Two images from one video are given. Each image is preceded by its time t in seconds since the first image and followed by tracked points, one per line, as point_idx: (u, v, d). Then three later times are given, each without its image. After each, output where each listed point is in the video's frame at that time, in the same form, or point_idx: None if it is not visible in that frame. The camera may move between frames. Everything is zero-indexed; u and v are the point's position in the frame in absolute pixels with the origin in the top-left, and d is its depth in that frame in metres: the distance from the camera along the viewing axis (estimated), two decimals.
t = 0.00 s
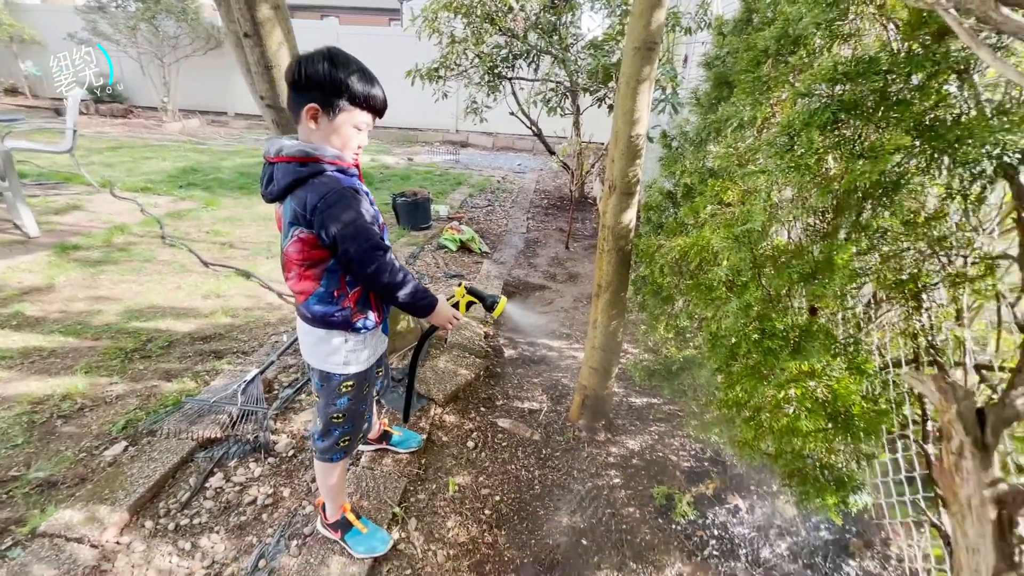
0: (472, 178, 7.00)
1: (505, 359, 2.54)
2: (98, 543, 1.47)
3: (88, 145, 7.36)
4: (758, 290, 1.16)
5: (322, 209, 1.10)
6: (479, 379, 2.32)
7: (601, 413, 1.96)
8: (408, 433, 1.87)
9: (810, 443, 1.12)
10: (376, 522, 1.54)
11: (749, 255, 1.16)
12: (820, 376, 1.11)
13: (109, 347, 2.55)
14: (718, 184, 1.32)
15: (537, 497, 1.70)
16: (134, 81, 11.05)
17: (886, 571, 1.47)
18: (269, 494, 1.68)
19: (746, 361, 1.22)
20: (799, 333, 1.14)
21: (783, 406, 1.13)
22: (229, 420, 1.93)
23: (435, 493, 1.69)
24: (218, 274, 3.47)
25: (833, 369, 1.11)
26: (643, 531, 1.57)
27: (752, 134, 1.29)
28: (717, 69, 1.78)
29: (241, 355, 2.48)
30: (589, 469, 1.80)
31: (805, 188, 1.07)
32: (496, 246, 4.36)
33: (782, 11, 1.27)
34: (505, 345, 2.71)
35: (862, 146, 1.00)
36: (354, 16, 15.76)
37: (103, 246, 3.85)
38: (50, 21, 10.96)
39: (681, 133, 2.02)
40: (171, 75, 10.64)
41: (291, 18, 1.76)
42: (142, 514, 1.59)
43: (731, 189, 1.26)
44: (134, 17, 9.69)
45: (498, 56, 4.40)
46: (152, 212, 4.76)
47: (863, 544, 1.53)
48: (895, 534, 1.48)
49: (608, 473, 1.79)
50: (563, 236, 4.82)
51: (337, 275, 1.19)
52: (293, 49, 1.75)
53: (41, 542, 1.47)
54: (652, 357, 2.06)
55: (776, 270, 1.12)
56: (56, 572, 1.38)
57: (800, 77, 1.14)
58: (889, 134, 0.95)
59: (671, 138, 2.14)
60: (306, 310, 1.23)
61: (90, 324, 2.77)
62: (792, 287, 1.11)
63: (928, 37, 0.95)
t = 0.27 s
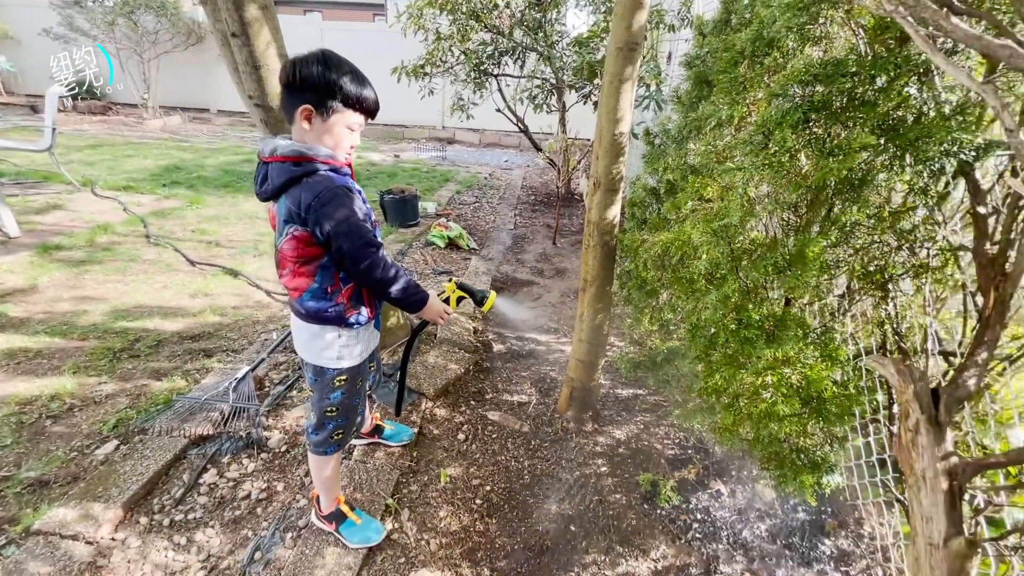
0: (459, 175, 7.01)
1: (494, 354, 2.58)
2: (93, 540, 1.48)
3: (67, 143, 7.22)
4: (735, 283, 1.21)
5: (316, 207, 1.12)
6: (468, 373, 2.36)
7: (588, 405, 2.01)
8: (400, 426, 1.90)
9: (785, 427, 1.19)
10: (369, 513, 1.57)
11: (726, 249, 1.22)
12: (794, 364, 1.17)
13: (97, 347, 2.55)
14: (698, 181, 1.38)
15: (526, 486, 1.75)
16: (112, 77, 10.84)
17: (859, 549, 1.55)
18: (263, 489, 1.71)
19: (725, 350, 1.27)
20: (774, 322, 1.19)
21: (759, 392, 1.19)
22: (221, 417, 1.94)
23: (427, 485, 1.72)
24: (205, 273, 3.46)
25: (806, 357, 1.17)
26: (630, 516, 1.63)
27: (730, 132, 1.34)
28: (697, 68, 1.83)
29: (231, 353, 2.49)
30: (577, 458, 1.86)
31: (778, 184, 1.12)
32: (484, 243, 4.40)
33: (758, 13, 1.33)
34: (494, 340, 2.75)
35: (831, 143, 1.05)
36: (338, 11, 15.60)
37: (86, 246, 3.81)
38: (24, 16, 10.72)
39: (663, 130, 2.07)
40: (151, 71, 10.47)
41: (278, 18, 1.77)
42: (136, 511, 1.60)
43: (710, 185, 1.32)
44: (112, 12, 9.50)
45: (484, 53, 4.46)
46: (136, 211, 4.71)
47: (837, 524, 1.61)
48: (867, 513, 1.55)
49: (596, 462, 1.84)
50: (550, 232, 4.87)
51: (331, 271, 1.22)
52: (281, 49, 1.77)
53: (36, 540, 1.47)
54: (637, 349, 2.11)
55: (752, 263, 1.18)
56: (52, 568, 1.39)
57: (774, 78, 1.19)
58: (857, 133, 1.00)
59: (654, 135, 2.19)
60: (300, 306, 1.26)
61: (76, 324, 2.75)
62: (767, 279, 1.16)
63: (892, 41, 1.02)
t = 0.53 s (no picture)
0: (453, 171, 7.01)
1: (488, 348, 2.60)
2: (89, 533, 1.49)
3: (55, 138, 7.14)
4: (725, 276, 1.24)
5: (313, 201, 1.13)
6: (463, 367, 2.38)
7: (582, 398, 2.03)
8: (395, 420, 1.92)
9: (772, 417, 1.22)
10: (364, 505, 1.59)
11: (716, 243, 1.24)
12: (782, 354, 1.20)
13: (89, 342, 2.54)
14: (689, 176, 1.40)
15: (520, 478, 1.77)
16: (105, 73, 10.69)
17: (845, 536, 1.59)
18: (258, 482, 1.72)
19: (716, 342, 1.31)
20: (763, 315, 1.22)
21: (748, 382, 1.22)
22: (216, 411, 1.94)
23: (422, 477, 1.74)
24: (198, 268, 3.45)
25: (794, 348, 1.20)
26: (622, 506, 1.66)
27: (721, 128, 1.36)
28: (689, 64, 1.85)
29: (225, 349, 2.49)
30: (570, 450, 1.88)
31: (767, 179, 1.15)
32: (478, 238, 4.41)
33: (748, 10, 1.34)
34: (488, 334, 2.77)
35: (818, 139, 1.08)
36: (330, 4, 15.46)
37: (77, 242, 3.78)
38: (11, 8, 10.56)
39: (656, 126, 2.09)
40: (140, 65, 10.35)
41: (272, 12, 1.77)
42: (132, 504, 1.61)
43: (701, 180, 1.35)
44: (100, 4, 9.38)
45: (478, 48, 4.45)
46: (127, 206, 4.68)
47: (824, 512, 1.64)
48: (853, 501, 1.59)
49: (589, 453, 1.87)
50: (544, 228, 4.89)
51: (328, 265, 1.23)
52: (274, 43, 1.77)
53: (31, 533, 1.48)
54: (629, 343, 2.14)
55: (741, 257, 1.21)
56: (48, 561, 1.40)
57: (764, 75, 1.21)
58: (843, 129, 1.03)
59: (647, 131, 2.22)
60: (296, 299, 1.27)
61: (68, 320, 2.74)
62: (756, 272, 1.19)
63: (878, 38, 1.04)
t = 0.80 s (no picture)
0: (452, 168, 7.01)
1: (486, 344, 2.60)
2: (86, 526, 1.49)
3: (52, 133, 7.11)
4: (723, 270, 1.24)
5: (312, 193, 1.13)
6: (461, 363, 2.38)
7: (580, 393, 2.03)
8: (393, 414, 1.92)
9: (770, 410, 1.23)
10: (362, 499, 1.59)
11: (714, 237, 1.25)
12: (779, 348, 1.20)
13: (87, 337, 2.53)
14: (687, 171, 1.41)
15: (518, 472, 1.78)
16: (105, 73, 10.60)
17: (841, 531, 1.59)
18: (256, 476, 1.72)
19: (713, 336, 1.31)
20: (760, 309, 1.22)
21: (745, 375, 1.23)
22: (214, 405, 1.94)
23: (420, 471, 1.75)
24: (195, 264, 3.45)
25: (791, 342, 1.20)
26: (619, 501, 1.66)
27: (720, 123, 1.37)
28: (688, 60, 1.85)
29: (223, 344, 2.49)
30: (568, 445, 1.89)
31: (765, 173, 1.15)
32: (477, 235, 4.41)
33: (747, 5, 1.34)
34: (486, 330, 2.77)
35: (816, 133, 1.08)
36: (329, 2, 15.40)
37: (74, 237, 3.77)
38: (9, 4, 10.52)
39: (654, 122, 2.10)
40: (138, 61, 10.31)
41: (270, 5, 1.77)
42: (129, 498, 1.61)
43: (699, 175, 1.35)
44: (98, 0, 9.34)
45: (477, 45, 4.46)
46: (124, 202, 4.66)
47: (820, 506, 1.65)
48: (850, 496, 1.60)
49: (586, 448, 1.87)
50: (542, 225, 4.89)
51: (327, 257, 1.23)
52: (273, 37, 1.76)
53: (28, 527, 1.47)
54: (627, 339, 2.14)
55: (739, 250, 1.21)
56: (45, 554, 1.40)
57: (762, 69, 1.21)
58: (840, 123, 1.03)
59: (646, 127, 2.22)
60: (295, 292, 1.27)
61: (65, 315, 2.73)
62: (754, 266, 1.20)
63: (877, 33, 1.04)
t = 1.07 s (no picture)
0: (453, 170, 7.01)
1: (486, 347, 2.59)
2: (82, 529, 1.48)
3: (54, 135, 7.12)
4: (723, 272, 1.23)
5: (311, 193, 1.13)
6: (461, 365, 2.38)
7: (580, 396, 2.02)
8: (392, 417, 1.91)
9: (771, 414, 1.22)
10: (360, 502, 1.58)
11: (715, 239, 1.24)
12: (781, 351, 1.19)
13: (86, 338, 2.53)
14: (688, 173, 1.40)
15: (517, 476, 1.77)
16: (105, 73, 10.60)
17: (843, 536, 1.58)
18: (254, 478, 1.71)
19: (714, 338, 1.30)
20: (762, 311, 1.21)
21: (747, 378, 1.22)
22: (212, 407, 1.94)
23: (418, 474, 1.73)
24: (196, 266, 3.44)
25: (792, 345, 1.19)
26: (619, 505, 1.65)
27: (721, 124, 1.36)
28: (689, 62, 1.84)
29: (222, 345, 2.48)
30: (568, 449, 1.87)
31: (766, 175, 1.14)
32: (478, 237, 4.40)
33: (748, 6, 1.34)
34: (486, 333, 2.76)
35: (818, 134, 1.07)
36: (331, 4, 15.43)
37: (75, 238, 3.77)
38: (13, 6, 10.57)
39: (655, 124, 2.09)
40: (140, 63, 10.35)
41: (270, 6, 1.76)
42: (126, 500, 1.60)
43: (700, 177, 1.35)
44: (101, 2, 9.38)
45: (478, 47, 4.46)
46: (126, 203, 4.67)
47: (822, 511, 1.63)
48: (852, 501, 1.58)
49: (586, 452, 1.86)
50: (543, 227, 4.88)
51: (326, 258, 1.22)
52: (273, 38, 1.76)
53: (25, 529, 1.47)
54: (627, 341, 2.13)
55: (740, 252, 1.20)
56: (41, 557, 1.39)
57: (764, 70, 1.21)
58: (842, 125, 1.03)
59: (646, 129, 2.21)
60: (293, 293, 1.26)
61: (65, 316, 2.73)
62: (755, 268, 1.19)
63: (878, 33, 1.02)
